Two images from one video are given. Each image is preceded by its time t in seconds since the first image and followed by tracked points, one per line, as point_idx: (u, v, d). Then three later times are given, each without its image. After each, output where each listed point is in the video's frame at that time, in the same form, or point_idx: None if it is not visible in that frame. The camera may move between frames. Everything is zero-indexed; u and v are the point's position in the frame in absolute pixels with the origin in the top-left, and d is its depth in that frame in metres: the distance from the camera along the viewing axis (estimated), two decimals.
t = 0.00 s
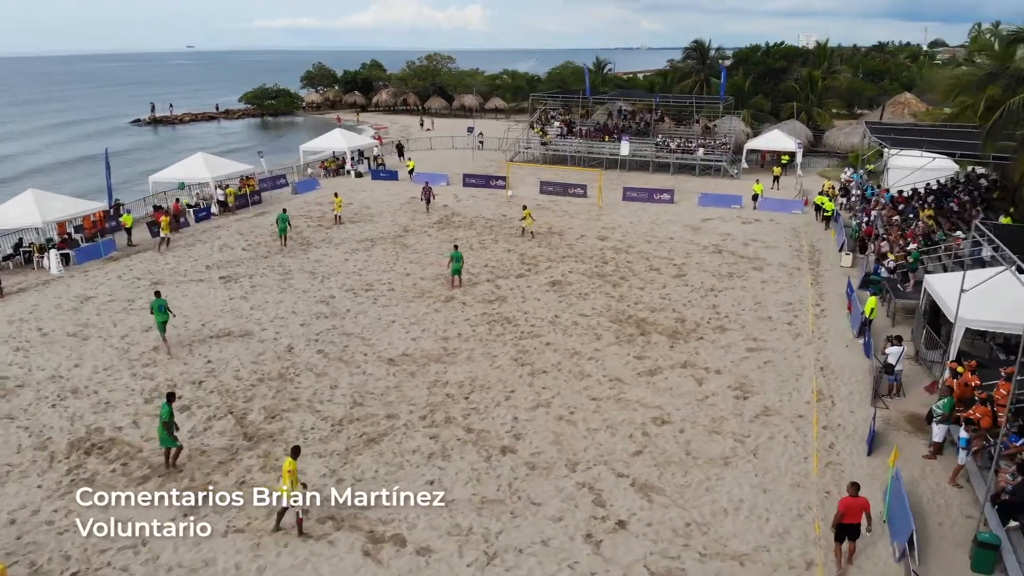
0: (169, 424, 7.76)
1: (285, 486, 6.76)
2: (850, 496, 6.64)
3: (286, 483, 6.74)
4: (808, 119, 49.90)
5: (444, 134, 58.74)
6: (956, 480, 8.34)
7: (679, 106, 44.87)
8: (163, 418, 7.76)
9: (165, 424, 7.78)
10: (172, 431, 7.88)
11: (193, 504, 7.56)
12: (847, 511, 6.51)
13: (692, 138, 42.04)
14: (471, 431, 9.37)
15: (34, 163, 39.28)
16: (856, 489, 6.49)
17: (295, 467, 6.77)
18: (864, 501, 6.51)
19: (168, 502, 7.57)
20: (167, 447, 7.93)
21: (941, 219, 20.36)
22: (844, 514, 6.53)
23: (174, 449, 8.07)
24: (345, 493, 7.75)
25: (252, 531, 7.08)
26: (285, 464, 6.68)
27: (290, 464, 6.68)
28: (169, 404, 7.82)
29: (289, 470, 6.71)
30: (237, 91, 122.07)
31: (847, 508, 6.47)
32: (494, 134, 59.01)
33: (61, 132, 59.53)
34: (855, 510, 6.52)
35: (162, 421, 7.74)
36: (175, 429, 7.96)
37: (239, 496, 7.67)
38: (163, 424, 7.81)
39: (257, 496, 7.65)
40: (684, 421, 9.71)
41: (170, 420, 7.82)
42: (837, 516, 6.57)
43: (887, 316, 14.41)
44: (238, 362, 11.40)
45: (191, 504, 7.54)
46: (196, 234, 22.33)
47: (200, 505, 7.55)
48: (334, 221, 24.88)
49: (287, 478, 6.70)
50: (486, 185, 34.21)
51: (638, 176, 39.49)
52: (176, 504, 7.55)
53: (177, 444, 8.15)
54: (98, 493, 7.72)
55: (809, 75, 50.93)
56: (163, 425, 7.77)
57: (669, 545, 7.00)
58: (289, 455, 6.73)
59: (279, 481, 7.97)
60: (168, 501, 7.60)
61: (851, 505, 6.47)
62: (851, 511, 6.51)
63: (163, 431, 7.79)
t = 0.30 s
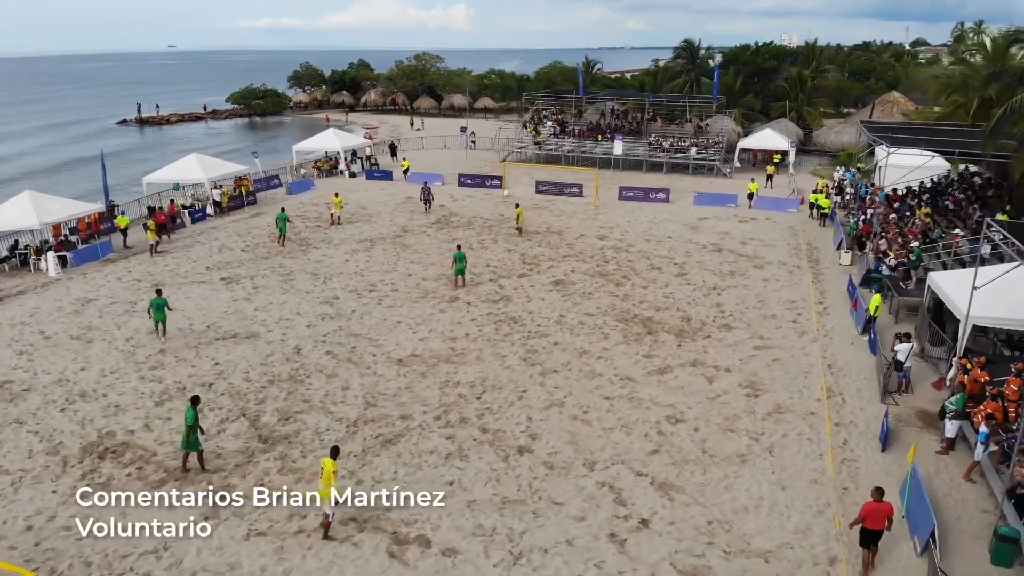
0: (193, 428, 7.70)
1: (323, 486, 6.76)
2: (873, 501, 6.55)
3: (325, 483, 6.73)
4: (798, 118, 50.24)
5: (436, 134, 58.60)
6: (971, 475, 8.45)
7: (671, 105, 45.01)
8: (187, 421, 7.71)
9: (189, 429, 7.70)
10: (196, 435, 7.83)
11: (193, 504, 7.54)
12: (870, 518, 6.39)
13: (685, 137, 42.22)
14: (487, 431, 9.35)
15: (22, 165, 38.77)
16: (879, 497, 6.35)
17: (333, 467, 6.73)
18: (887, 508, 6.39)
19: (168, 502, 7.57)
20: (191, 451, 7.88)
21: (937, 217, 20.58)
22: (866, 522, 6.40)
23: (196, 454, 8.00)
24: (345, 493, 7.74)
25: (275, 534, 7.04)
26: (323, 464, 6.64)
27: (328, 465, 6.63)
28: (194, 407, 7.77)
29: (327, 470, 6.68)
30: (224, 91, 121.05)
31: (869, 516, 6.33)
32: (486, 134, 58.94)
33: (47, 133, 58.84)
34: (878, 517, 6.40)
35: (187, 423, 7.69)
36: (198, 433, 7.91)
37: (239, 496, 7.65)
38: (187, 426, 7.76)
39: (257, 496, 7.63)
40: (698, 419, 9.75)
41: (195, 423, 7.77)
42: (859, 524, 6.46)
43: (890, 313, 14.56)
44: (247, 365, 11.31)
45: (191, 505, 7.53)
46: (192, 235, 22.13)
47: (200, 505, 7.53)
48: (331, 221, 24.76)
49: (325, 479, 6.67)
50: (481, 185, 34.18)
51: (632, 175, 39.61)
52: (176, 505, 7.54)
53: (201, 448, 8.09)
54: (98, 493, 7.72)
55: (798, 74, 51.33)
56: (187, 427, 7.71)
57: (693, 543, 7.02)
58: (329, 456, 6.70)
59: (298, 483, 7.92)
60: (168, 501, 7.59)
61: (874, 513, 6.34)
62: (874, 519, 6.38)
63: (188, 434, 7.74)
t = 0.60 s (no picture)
0: (225, 431, 7.70)
1: (368, 483, 6.85)
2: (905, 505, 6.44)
3: (370, 480, 6.84)
4: (791, 117, 50.54)
5: (430, 134, 58.50)
6: (989, 470, 8.50)
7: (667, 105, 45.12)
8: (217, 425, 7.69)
9: (222, 432, 7.72)
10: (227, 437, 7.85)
11: (193, 504, 7.55)
12: (903, 524, 6.31)
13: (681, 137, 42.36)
14: (506, 430, 9.35)
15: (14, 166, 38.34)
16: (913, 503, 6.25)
17: (379, 463, 6.85)
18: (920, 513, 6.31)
19: (169, 502, 7.58)
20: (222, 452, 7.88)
21: (937, 215, 20.76)
22: (900, 528, 6.33)
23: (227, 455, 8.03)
24: (345, 493, 7.68)
25: (303, 536, 7.01)
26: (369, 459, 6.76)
27: (376, 460, 6.77)
28: (222, 411, 7.70)
29: (374, 465, 6.80)
30: (214, 91, 120.25)
31: (902, 522, 6.28)
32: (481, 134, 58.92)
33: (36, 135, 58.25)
34: (911, 523, 6.32)
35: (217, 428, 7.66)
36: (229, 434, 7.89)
37: (239, 496, 7.64)
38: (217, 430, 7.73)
39: (257, 496, 7.62)
40: (716, 417, 9.78)
41: (225, 427, 7.75)
42: (892, 530, 6.38)
43: (896, 310, 14.67)
44: (260, 366, 11.27)
45: (191, 505, 7.54)
46: (193, 236, 21.98)
47: (200, 505, 7.54)
48: (331, 221, 24.69)
49: (371, 474, 6.78)
50: (479, 185, 34.17)
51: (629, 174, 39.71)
52: (176, 505, 7.55)
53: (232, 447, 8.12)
54: (98, 493, 7.72)
55: (791, 73, 51.66)
56: (218, 431, 7.70)
57: (721, 541, 7.04)
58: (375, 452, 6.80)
59: (322, 484, 7.92)
60: (168, 501, 7.60)
61: (908, 519, 6.26)
62: (907, 525, 6.31)
63: (219, 437, 7.73)
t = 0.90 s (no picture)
0: (255, 431, 7.68)
1: (414, 473, 6.86)
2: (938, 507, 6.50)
3: (416, 469, 6.85)
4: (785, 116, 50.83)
5: (425, 134, 58.38)
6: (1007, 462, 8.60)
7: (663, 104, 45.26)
8: (247, 425, 7.67)
9: (251, 431, 7.69)
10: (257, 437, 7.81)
11: (193, 504, 7.55)
12: (937, 526, 6.36)
13: (677, 136, 42.50)
14: (526, 430, 9.36)
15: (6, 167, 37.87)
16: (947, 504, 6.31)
17: (422, 453, 6.94)
18: (952, 514, 6.38)
19: (168, 502, 7.58)
20: (251, 453, 7.81)
21: (937, 213, 20.95)
22: (934, 529, 6.38)
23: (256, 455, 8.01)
24: (345, 493, 7.69)
25: (332, 537, 7.01)
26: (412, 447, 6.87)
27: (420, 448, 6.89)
28: (251, 411, 7.65)
29: (417, 453, 6.88)
30: (204, 91, 119.52)
31: (937, 524, 6.33)
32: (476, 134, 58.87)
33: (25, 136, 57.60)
34: (944, 525, 6.38)
35: (247, 428, 7.65)
36: (258, 434, 7.86)
37: (239, 496, 7.64)
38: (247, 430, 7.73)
39: (257, 496, 7.61)
40: (733, 416, 9.83)
41: (255, 427, 7.72)
42: (926, 532, 6.43)
43: (902, 308, 14.80)
44: (274, 367, 11.23)
45: (191, 505, 7.54)
46: (194, 237, 21.85)
47: (200, 505, 7.54)
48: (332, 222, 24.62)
49: (417, 462, 6.83)
50: (478, 185, 34.16)
51: (626, 174, 39.80)
52: (176, 505, 7.56)
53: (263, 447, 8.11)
54: (98, 493, 7.73)
55: (784, 74, 52.00)
56: (248, 431, 7.68)
57: (749, 538, 7.07)
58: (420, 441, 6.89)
59: (347, 484, 7.92)
60: (168, 501, 7.61)
61: (942, 520, 6.32)
62: (940, 527, 6.36)
63: (249, 437, 7.72)
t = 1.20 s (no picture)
0: (291, 428, 7.69)
1: (462, 465, 6.94)
2: (965, 508, 6.50)
3: (463, 461, 6.93)
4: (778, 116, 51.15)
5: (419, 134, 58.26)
6: None
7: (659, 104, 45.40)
8: (284, 424, 7.67)
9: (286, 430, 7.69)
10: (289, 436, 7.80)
11: (193, 504, 7.56)
12: (963, 526, 6.38)
13: (673, 136, 42.65)
14: (546, 429, 9.40)
15: None
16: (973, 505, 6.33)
17: (467, 446, 7.03)
18: (979, 516, 6.38)
19: (169, 502, 7.59)
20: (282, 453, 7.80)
21: (938, 211, 21.15)
22: (959, 530, 6.41)
23: (284, 456, 7.99)
24: (345, 493, 7.71)
25: (362, 537, 7.02)
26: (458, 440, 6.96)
27: (465, 440, 6.99)
28: (288, 409, 7.65)
29: (463, 446, 6.97)
30: (193, 91, 118.66)
31: (963, 524, 6.36)
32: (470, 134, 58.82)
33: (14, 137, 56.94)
34: (971, 526, 6.38)
35: (284, 426, 7.65)
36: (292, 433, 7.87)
37: (239, 496, 7.64)
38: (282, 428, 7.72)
39: (257, 496, 7.62)
40: (750, 413, 9.90)
41: (291, 425, 7.74)
42: (951, 532, 6.45)
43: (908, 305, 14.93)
44: (289, 369, 11.21)
45: (191, 505, 7.55)
46: (195, 238, 21.72)
47: (201, 505, 7.55)
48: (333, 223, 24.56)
49: (464, 454, 6.91)
50: (477, 185, 34.16)
51: (623, 174, 39.90)
52: (176, 505, 7.57)
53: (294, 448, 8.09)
54: (98, 493, 7.74)
55: (776, 73, 52.35)
56: (283, 429, 7.67)
57: (776, 534, 7.13)
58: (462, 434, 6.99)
59: (372, 484, 7.94)
60: (168, 501, 7.62)
61: (968, 521, 6.34)
62: (967, 528, 6.38)
63: (283, 436, 7.71)
